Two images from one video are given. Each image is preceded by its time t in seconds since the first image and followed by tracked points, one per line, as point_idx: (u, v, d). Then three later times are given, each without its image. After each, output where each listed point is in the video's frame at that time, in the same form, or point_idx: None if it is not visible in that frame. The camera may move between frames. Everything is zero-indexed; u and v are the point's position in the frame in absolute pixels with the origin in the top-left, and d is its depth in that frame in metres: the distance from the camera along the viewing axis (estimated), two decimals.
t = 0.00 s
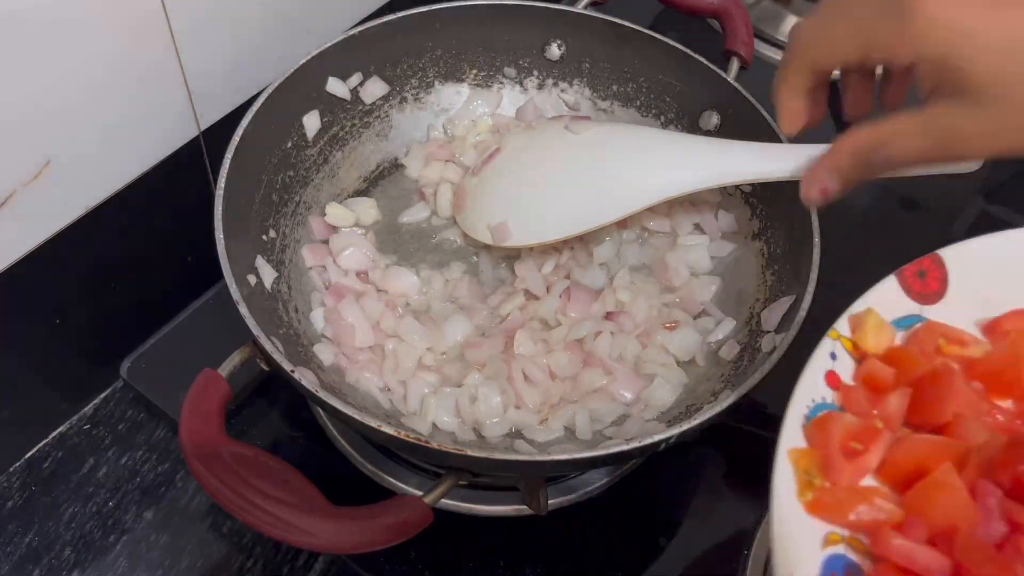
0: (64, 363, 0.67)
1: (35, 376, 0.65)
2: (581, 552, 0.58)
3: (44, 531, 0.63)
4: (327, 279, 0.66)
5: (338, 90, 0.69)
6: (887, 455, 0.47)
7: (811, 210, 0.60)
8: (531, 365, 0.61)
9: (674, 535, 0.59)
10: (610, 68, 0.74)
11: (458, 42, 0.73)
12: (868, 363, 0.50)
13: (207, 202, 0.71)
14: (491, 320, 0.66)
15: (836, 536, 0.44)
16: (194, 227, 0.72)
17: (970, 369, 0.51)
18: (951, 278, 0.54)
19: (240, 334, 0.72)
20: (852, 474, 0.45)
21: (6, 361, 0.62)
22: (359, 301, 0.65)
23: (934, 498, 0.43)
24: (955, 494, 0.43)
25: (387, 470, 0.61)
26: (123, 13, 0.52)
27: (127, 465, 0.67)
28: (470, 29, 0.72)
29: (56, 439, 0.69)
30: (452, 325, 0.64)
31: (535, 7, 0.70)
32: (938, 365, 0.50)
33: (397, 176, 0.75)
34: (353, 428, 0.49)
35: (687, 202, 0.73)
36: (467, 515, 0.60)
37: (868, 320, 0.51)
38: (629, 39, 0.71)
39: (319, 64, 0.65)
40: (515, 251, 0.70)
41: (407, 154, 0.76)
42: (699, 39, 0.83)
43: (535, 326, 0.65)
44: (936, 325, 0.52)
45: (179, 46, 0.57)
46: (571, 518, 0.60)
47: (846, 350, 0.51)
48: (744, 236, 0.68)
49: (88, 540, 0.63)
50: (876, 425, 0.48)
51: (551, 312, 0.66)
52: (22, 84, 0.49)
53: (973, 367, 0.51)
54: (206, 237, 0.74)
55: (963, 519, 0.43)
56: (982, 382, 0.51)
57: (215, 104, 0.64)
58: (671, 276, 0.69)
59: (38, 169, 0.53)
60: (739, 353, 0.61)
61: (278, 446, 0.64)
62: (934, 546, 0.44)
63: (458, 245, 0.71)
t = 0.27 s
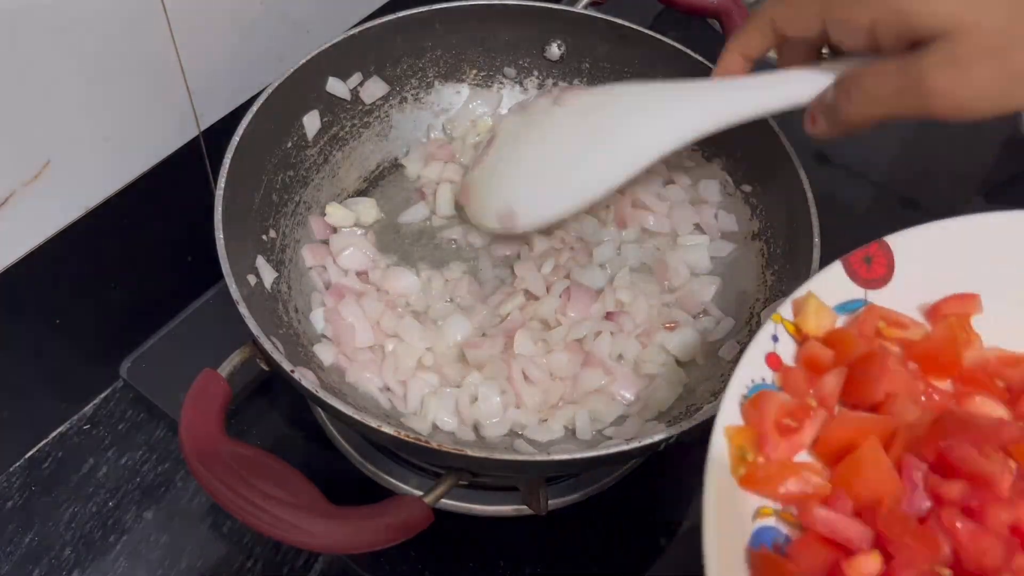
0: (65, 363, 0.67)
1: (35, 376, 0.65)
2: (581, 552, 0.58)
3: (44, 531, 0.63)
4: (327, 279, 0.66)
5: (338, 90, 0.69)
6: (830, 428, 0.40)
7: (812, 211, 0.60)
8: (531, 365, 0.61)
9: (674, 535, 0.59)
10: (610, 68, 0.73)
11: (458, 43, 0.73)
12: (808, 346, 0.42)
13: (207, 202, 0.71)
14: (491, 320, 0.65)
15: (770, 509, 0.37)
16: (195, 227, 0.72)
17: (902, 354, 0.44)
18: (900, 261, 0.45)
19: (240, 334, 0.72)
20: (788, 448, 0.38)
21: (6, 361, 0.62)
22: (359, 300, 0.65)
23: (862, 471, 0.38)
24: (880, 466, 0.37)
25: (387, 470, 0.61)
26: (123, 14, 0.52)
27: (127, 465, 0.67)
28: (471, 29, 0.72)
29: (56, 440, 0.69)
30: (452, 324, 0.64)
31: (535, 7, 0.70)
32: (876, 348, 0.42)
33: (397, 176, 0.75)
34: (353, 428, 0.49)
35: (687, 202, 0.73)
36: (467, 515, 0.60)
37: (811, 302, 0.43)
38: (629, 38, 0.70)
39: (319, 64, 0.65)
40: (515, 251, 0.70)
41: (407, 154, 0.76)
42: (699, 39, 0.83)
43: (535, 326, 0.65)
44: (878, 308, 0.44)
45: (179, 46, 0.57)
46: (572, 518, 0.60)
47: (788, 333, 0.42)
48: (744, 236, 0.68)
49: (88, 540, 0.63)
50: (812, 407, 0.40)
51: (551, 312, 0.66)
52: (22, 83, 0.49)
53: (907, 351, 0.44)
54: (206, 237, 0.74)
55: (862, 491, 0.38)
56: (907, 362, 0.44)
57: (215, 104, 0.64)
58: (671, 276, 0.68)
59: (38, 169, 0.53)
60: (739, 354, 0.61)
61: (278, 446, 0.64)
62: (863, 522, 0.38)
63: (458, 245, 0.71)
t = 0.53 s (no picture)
0: (65, 363, 0.67)
1: (35, 376, 0.65)
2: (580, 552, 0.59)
3: (44, 531, 0.63)
4: (328, 279, 0.66)
5: (338, 90, 0.69)
6: (772, 358, 0.39)
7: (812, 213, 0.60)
8: (531, 365, 0.61)
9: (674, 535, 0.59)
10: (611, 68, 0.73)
11: (458, 42, 0.73)
12: (765, 285, 0.42)
13: (207, 202, 0.71)
14: (492, 320, 0.65)
15: (711, 431, 0.37)
16: (195, 227, 0.72)
17: (864, 291, 0.42)
18: (869, 205, 0.44)
19: (240, 334, 0.72)
20: (733, 376, 0.38)
21: (6, 361, 0.62)
22: (358, 300, 0.65)
23: (800, 396, 0.38)
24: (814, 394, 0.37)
25: (387, 471, 0.61)
26: (123, 14, 0.52)
27: (126, 465, 0.67)
28: (470, 29, 0.72)
29: (56, 440, 0.69)
30: (451, 324, 0.64)
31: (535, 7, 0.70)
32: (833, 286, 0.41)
33: (397, 176, 0.75)
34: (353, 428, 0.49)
35: (688, 202, 0.73)
36: (466, 515, 0.60)
37: (771, 242, 0.43)
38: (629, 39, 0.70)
39: (319, 64, 0.65)
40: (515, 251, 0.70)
41: (407, 153, 0.76)
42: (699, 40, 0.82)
43: (536, 326, 0.65)
44: (840, 249, 0.43)
45: (179, 46, 0.57)
46: (572, 518, 0.60)
47: (750, 273, 0.42)
48: (745, 237, 0.68)
49: (87, 540, 0.63)
50: (761, 337, 0.40)
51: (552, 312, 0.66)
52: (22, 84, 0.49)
53: (869, 288, 0.42)
54: (206, 237, 0.74)
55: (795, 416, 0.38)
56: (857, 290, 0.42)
57: (215, 105, 0.64)
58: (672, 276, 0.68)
59: (37, 169, 0.53)
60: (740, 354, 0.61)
61: (278, 446, 0.64)
62: (794, 442, 0.37)
63: (458, 245, 0.71)
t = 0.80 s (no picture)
0: (65, 364, 0.67)
1: (35, 376, 0.65)
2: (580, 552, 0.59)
3: (44, 531, 0.63)
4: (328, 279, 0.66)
5: (339, 90, 0.69)
6: (620, 259, 0.45)
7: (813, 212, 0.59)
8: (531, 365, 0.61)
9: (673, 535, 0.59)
10: (610, 68, 0.73)
11: (458, 42, 0.73)
12: (618, 198, 0.49)
13: (206, 201, 0.71)
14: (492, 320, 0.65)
15: (562, 329, 0.43)
16: (194, 227, 0.72)
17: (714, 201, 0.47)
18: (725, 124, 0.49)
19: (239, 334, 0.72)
20: (583, 278, 0.44)
21: (7, 362, 0.62)
22: (359, 300, 0.65)
23: (642, 293, 0.43)
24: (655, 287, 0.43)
25: (387, 471, 0.60)
26: (122, 15, 0.52)
27: (126, 465, 0.67)
28: (470, 29, 0.72)
29: (55, 440, 0.69)
30: (451, 324, 0.64)
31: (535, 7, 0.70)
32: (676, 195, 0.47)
33: (397, 176, 0.74)
34: (353, 429, 0.49)
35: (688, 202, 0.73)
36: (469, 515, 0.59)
37: (624, 157, 0.50)
38: (629, 39, 0.70)
39: (320, 64, 0.65)
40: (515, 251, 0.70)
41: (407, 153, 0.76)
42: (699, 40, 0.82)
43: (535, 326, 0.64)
44: (690, 164, 0.49)
45: (179, 47, 0.57)
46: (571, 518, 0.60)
47: (606, 186, 0.50)
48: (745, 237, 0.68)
49: (87, 540, 0.63)
50: (610, 242, 0.45)
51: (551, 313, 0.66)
52: (21, 84, 0.49)
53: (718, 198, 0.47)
54: (205, 237, 0.74)
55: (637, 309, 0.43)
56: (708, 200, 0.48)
57: (215, 105, 0.64)
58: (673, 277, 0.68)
59: (36, 170, 0.53)
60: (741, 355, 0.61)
61: (277, 446, 0.64)
62: (635, 332, 0.43)
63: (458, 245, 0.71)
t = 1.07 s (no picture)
0: (64, 364, 0.67)
1: (35, 376, 0.65)
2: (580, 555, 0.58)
3: (43, 531, 0.63)
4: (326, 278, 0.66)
5: (339, 90, 0.69)
6: (550, 244, 0.48)
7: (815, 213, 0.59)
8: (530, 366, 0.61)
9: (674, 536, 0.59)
10: (610, 67, 0.73)
11: (458, 42, 0.73)
12: (554, 184, 0.51)
13: (206, 201, 0.71)
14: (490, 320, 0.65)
15: (496, 311, 0.47)
16: (194, 227, 0.72)
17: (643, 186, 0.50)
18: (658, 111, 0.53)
19: (238, 335, 0.72)
20: (515, 261, 0.48)
21: (6, 361, 0.62)
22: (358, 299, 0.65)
23: (569, 274, 0.46)
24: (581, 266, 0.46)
25: (387, 471, 0.60)
26: (121, 14, 0.52)
27: (125, 466, 0.67)
28: (470, 28, 0.72)
29: (54, 440, 0.69)
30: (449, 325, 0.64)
31: (535, 7, 0.70)
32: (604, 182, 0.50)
33: (397, 175, 0.74)
34: (353, 429, 0.48)
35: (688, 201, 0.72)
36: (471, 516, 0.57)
37: (559, 146, 0.52)
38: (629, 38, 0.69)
39: (319, 64, 0.65)
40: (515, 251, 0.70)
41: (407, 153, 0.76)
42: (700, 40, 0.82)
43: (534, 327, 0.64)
44: (623, 150, 0.51)
45: (178, 46, 0.57)
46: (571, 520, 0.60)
47: (542, 174, 0.52)
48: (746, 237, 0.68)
49: (86, 541, 0.62)
50: (542, 228, 0.49)
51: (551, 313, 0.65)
52: (20, 84, 0.49)
53: (648, 183, 0.50)
54: (205, 237, 0.74)
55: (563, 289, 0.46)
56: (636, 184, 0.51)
57: (214, 104, 0.64)
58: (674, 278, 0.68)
59: (34, 170, 0.53)
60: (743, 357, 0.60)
61: (277, 447, 0.64)
62: (563, 311, 0.46)
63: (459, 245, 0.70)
